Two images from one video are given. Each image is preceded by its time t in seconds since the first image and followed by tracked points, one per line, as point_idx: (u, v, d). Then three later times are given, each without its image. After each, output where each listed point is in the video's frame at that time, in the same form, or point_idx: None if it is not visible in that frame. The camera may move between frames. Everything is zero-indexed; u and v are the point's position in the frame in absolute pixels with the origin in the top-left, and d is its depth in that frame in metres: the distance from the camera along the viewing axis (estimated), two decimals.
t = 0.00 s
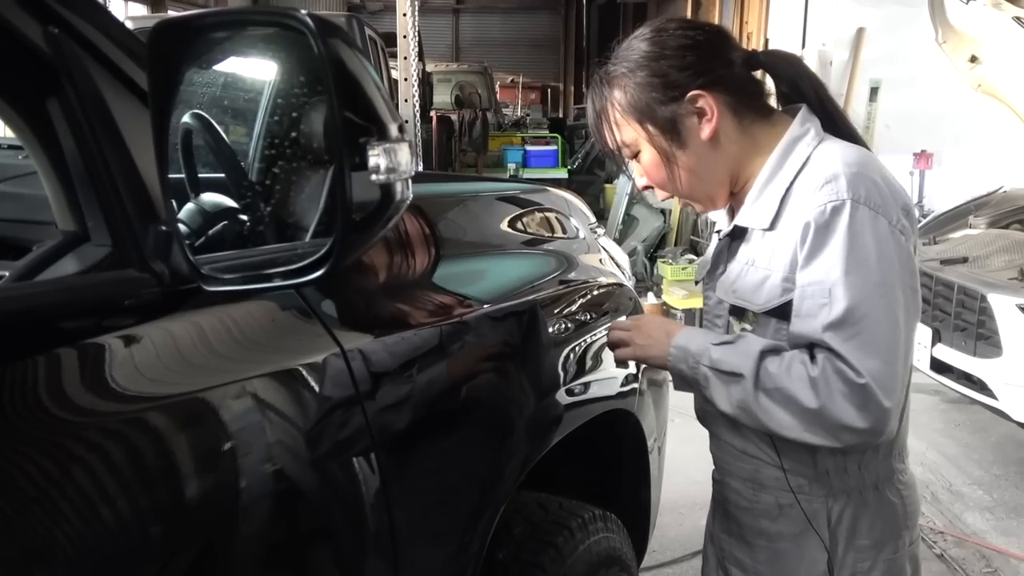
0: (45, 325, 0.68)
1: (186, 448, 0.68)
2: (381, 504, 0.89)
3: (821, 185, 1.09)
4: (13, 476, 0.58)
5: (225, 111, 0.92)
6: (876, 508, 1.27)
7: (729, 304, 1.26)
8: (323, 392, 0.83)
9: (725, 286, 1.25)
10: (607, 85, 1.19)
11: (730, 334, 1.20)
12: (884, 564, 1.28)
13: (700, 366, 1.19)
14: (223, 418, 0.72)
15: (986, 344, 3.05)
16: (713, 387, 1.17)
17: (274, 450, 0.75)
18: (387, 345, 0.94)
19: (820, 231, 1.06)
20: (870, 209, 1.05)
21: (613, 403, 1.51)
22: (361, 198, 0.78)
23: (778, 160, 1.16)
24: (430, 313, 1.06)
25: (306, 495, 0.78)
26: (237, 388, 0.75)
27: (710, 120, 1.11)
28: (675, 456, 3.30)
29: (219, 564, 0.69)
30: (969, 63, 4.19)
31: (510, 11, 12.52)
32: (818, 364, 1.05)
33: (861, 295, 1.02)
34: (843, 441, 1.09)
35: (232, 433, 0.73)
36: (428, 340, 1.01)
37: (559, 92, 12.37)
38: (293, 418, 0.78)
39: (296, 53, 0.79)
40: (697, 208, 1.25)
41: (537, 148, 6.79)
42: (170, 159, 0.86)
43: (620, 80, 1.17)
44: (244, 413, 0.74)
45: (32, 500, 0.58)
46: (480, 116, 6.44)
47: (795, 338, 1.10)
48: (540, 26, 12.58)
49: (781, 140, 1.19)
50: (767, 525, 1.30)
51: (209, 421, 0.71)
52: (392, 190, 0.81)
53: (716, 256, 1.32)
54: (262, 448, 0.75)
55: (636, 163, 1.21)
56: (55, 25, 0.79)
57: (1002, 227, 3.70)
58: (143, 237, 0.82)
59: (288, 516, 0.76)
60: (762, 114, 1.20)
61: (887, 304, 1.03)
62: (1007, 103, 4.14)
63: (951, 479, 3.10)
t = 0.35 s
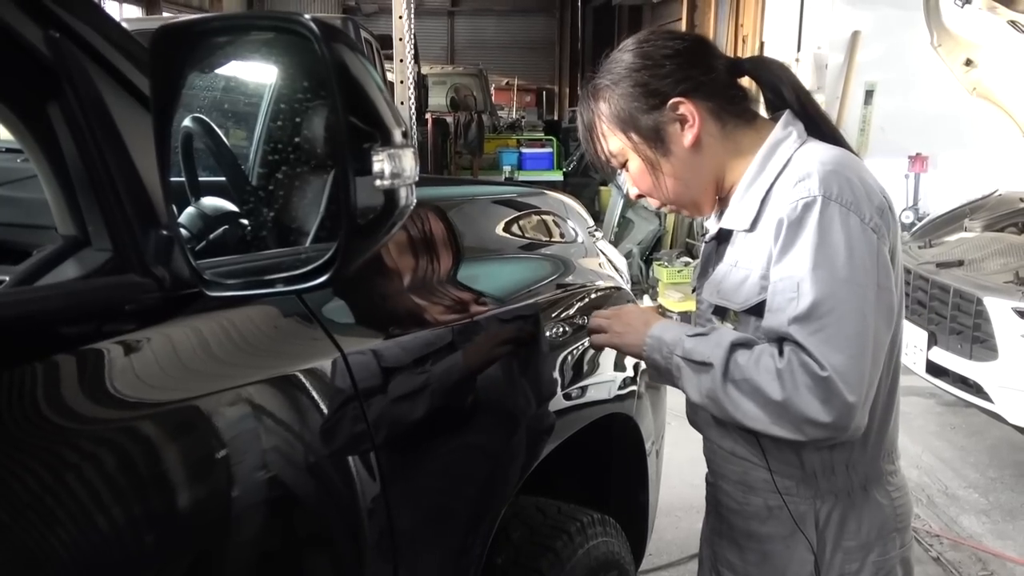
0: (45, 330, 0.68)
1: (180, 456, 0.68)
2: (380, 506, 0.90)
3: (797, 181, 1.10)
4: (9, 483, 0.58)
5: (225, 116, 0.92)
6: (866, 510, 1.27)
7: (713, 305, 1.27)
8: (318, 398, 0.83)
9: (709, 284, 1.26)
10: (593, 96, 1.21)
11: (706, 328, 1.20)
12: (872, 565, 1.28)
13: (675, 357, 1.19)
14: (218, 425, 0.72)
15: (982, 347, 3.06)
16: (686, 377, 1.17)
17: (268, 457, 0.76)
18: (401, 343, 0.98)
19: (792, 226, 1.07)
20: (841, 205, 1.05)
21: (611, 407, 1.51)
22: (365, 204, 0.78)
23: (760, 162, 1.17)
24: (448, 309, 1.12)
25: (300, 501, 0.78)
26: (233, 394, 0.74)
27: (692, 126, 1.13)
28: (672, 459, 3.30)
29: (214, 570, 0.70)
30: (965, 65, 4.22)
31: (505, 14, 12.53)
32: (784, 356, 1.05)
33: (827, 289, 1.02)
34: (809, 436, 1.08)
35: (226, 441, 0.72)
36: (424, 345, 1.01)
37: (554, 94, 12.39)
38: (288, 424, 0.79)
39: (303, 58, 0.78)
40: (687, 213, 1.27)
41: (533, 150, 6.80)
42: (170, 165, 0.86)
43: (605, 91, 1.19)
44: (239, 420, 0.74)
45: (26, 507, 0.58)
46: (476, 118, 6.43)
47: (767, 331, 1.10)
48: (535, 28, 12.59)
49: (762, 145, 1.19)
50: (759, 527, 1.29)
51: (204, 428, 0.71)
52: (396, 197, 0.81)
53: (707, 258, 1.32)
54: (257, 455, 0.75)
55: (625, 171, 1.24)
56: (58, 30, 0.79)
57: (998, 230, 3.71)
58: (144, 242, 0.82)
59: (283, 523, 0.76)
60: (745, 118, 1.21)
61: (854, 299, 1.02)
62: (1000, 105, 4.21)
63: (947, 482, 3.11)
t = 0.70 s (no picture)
0: (47, 332, 0.68)
1: (175, 462, 0.68)
2: (383, 506, 0.90)
3: (784, 181, 1.10)
4: (6, 488, 0.58)
5: (227, 117, 0.92)
6: (860, 511, 1.27)
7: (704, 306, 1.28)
8: (316, 402, 0.82)
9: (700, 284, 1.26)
10: (585, 106, 1.23)
11: (693, 324, 1.20)
12: (865, 566, 1.28)
13: (660, 352, 1.19)
14: (212, 432, 0.72)
15: (982, 351, 3.05)
16: (671, 373, 1.17)
17: (265, 462, 0.75)
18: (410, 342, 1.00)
19: (777, 225, 1.07)
20: (826, 204, 1.05)
21: (611, 410, 1.51)
22: (370, 207, 0.77)
23: (751, 163, 1.17)
24: (458, 307, 1.14)
25: (298, 506, 0.78)
26: (229, 399, 0.74)
27: (683, 129, 1.13)
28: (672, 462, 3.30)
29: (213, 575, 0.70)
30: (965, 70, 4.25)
31: (505, 17, 12.55)
32: (767, 354, 1.06)
33: (809, 287, 1.02)
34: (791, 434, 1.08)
35: (222, 446, 0.72)
36: (423, 349, 1.01)
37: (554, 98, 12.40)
38: (286, 428, 0.78)
39: (306, 60, 0.78)
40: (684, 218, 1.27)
41: (533, 154, 6.80)
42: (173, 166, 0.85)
43: (597, 100, 1.20)
44: (235, 425, 0.74)
45: (25, 511, 0.58)
46: (476, 121, 6.44)
47: (752, 329, 1.10)
48: (535, 30, 12.60)
49: (753, 147, 1.19)
50: (757, 528, 1.29)
51: (201, 433, 0.71)
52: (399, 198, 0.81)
53: (701, 259, 1.33)
54: (254, 461, 0.74)
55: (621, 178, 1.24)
56: (61, 31, 0.79)
57: (997, 234, 3.71)
58: (147, 245, 0.82)
59: (280, 528, 0.76)
60: (737, 121, 1.21)
61: (836, 298, 1.02)
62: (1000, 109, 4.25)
63: (947, 485, 3.11)
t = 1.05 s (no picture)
0: (45, 335, 0.68)
1: (175, 463, 0.68)
2: (382, 510, 0.90)
3: (774, 184, 1.10)
4: (5, 488, 0.58)
5: (225, 121, 0.92)
6: (853, 512, 1.27)
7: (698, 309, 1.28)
8: (315, 404, 0.83)
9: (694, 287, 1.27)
10: (581, 104, 1.23)
11: (684, 327, 1.20)
12: (858, 567, 1.28)
13: (652, 355, 1.19)
14: (213, 432, 0.72)
15: (980, 351, 3.05)
16: (662, 377, 1.17)
17: (265, 463, 0.75)
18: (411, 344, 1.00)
19: (767, 228, 1.08)
20: (816, 207, 1.06)
21: (609, 411, 1.51)
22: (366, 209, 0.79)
23: (743, 165, 1.17)
24: (455, 306, 1.14)
25: (298, 507, 0.78)
26: (229, 401, 0.74)
27: (674, 131, 1.14)
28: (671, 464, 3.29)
29: None
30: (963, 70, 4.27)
31: (503, 19, 12.55)
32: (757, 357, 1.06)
33: (799, 290, 1.03)
34: (783, 437, 1.08)
35: (223, 448, 0.72)
36: (422, 351, 1.01)
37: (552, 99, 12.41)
38: (286, 429, 0.78)
39: (301, 62, 0.78)
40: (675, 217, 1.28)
41: (531, 155, 6.81)
42: (171, 172, 0.85)
43: (592, 99, 1.20)
44: (235, 426, 0.74)
45: (25, 515, 0.58)
46: (474, 123, 6.44)
47: (743, 333, 1.11)
48: (533, 32, 12.61)
49: (745, 150, 1.20)
50: (753, 529, 1.29)
51: (202, 434, 0.71)
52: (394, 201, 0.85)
53: (695, 261, 1.33)
54: (254, 462, 0.74)
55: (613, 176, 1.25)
56: (58, 34, 0.79)
57: (995, 234, 3.71)
58: (143, 248, 0.82)
59: (280, 530, 0.76)
60: (731, 123, 1.21)
61: (826, 301, 1.02)
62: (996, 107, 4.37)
63: (946, 486, 3.11)
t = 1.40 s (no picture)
0: (50, 331, 0.67)
1: (174, 465, 0.67)
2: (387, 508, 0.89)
3: (777, 180, 1.10)
4: (7, 486, 0.57)
5: (231, 117, 0.89)
6: (861, 510, 1.26)
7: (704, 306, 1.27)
8: (317, 403, 0.82)
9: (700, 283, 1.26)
10: (582, 103, 1.23)
11: (689, 325, 1.20)
12: (866, 565, 1.27)
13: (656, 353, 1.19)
14: (212, 434, 0.71)
15: (985, 350, 3.05)
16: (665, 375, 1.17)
17: (265, 464, 0.74)
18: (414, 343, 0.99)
19: (770, 223, 1.07)
20: (819, 202, 1.05)
21: (614, 409, 1.50)
22: (378, 204, 0.78)
23: (748, 159, 1.16)
24: (464, 301, 1.14)
25: (299, 508, 0.77)
26: (228, 401, 0.73)
27: (678, 128, 1.13)
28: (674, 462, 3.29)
29: None
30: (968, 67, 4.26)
31: (504, 17, 12.54)
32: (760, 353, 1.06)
33: (802, 286, 1.02)
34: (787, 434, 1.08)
35: (223, 449, 0.71)
36: (425, 350, 1.00)
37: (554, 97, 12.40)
38: (287, 429, 0.77)
39: (311, 57, 0.78)
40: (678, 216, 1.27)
41: (533, 154, 6.80)
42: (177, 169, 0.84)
43: (594, 97, 1.20)
44: (236, 427, 0.73)
45: (27, 514, 0.58)
46: (477, 121, 6.43)
47: (747, 329, 1.10)
48: (535, 30, 12.59)
49: (748, 146, 1.19)
50: (760, 527, 1.29)
51: (201, 436, 0.70)
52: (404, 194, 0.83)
53: (701, 257, 1.32)
54: (255, 463, 0.73)
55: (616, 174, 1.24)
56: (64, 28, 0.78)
57: (1001, 232, 3.70)
58: (150, 242, 0.82)
59: (282, 532, 0.75)
60: (734, 119, 1.20)
61: (830, 296, 1.02)
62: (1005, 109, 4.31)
63: (951, 484, 3.10)
